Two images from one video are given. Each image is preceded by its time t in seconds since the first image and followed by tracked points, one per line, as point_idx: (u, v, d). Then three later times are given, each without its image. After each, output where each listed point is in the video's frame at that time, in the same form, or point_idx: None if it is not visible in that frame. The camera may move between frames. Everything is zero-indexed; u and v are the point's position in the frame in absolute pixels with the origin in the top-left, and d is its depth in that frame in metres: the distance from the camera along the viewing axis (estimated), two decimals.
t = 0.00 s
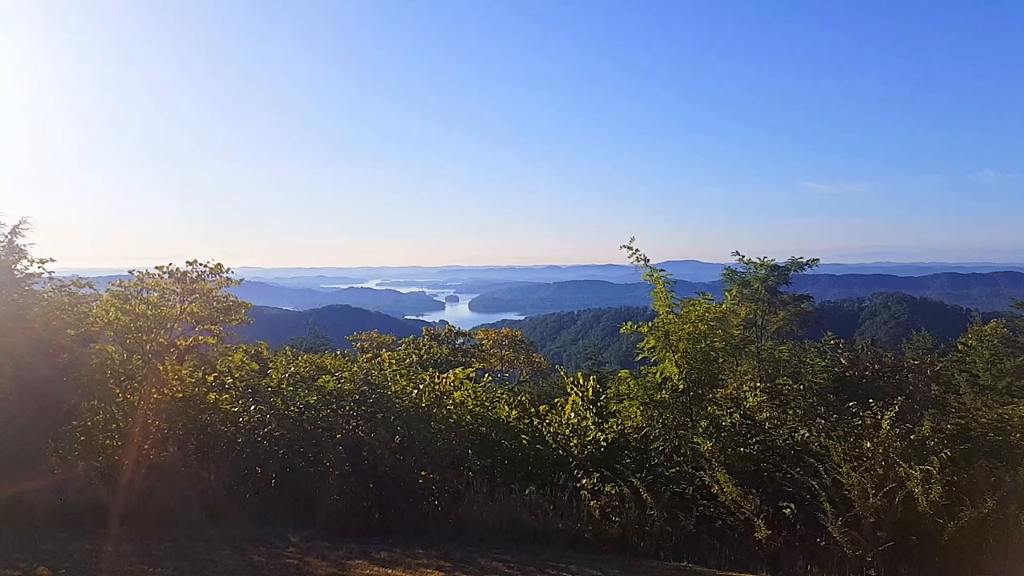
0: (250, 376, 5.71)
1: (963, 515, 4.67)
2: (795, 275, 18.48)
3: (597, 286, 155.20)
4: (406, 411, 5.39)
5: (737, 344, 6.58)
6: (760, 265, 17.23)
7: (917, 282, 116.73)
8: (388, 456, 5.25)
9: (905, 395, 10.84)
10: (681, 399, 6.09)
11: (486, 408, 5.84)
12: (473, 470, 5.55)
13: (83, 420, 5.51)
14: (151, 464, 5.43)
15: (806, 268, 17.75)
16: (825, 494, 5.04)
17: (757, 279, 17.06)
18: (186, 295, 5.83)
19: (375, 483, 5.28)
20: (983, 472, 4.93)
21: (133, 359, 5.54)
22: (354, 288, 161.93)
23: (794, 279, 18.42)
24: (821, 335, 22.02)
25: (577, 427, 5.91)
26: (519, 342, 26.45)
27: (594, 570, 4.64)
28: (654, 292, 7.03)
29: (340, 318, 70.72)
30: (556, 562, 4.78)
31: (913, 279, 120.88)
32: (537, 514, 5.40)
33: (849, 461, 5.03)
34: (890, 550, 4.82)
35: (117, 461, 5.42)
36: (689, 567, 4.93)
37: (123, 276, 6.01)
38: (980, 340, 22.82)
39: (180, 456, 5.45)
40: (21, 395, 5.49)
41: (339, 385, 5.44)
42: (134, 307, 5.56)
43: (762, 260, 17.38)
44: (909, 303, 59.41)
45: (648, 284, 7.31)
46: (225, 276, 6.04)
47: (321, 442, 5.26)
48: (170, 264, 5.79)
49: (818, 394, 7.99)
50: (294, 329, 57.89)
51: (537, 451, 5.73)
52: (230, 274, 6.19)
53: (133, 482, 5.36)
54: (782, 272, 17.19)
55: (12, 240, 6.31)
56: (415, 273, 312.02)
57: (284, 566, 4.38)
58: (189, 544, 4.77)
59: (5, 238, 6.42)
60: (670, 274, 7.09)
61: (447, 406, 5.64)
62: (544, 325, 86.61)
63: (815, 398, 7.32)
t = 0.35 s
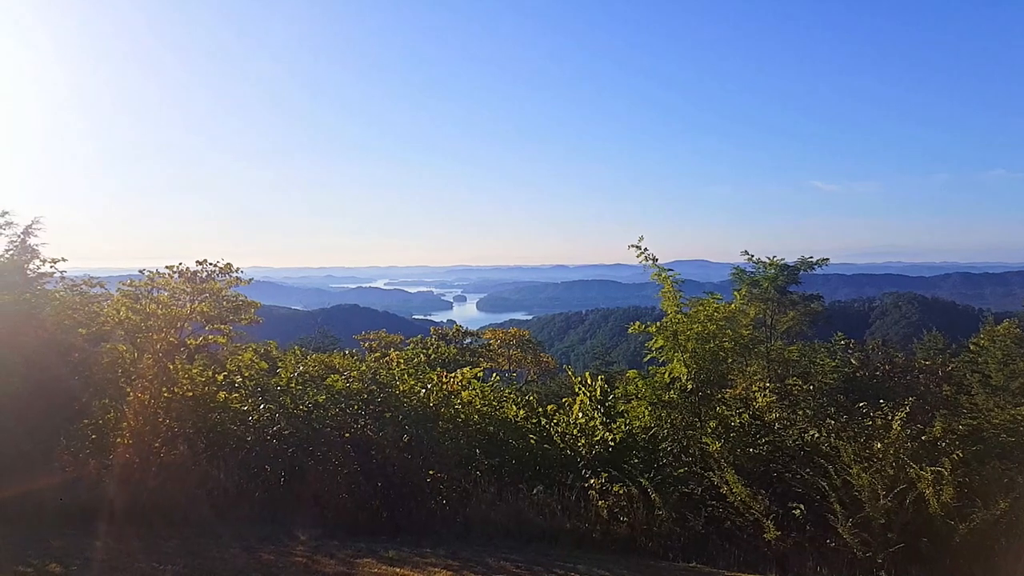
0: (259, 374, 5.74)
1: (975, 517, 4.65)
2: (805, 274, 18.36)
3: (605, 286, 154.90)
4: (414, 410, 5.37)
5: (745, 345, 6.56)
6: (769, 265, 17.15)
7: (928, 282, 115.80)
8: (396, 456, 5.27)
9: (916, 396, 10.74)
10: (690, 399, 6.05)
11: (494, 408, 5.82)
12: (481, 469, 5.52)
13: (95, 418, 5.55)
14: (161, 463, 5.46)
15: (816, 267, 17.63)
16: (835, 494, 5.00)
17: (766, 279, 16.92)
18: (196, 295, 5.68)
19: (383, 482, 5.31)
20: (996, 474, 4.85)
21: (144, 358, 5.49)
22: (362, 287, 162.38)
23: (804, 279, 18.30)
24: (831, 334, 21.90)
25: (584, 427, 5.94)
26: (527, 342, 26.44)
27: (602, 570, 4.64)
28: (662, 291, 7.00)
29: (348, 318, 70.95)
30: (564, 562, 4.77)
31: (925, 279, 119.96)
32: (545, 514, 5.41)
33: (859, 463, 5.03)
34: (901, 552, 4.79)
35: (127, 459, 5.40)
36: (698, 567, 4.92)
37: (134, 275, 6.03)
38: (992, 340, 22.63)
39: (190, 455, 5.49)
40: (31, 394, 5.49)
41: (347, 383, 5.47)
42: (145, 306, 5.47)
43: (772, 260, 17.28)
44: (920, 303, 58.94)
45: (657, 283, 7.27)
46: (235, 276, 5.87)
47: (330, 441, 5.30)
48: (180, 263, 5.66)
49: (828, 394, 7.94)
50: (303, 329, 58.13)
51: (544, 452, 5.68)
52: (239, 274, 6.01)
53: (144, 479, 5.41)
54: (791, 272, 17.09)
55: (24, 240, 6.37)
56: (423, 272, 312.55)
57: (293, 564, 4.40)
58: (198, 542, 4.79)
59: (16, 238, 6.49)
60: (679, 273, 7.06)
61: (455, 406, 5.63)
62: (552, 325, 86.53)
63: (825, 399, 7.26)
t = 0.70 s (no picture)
0: (269, 373, 5.81)
1: (988, 518, 4.59)
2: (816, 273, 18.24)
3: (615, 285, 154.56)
4: (423, 410, 5.41)
5: (756, 343, 6.53)
6: (780, 264, 17.08)
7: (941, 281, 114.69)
8: (405, 455, 5.29)
9: (929, 396, 10.65)
10: (699, 398, 6.03)
11: (503, 407, 5.86)
12: (490, 468, 5.53)
13: (107, 417, 5.59)
14: (172, 461, 5.49)
15: (827, 266, 17.52)
16: (846, 495, 4.97)
17: (777, 278, 16.86)
18: (207, 294, 6.03)
19: (393, 480, 5.32)
20: (1009, 474, 4.80)
21: (156, 357, 5.61)
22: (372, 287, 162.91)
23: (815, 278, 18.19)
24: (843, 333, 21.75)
25: (593, 426, 5.93)
26: (536, 341, 26.43)
27: (611, 570, 4.63)
28: (671, 290, 7.01)
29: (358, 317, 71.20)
30: (574, 561, 4.76)
31: (938, 278, 118.84)
32: (554, 513, 5.36)
33: (871, 463, 5.00)
34: (912, 553, 4.74)
35: (140, 457, 5.48)
36: (707, 567, 4.89)
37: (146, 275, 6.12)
38: (1006, 340, 22.39)
39: (201, 453, 5.49)
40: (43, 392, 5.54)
41: (357, 382, 5.49)
42: (156, 305, 5.64)
43: (782, 259, 17.20)
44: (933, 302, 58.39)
45: (666, 283, 7.29)
46: (245, 276, 6.36)
47: (339, 440, 5.33)
48: (191, 264, 6.02)
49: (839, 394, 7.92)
50: (314, 328, 58.40)
51: (553, 450, 5.72)
52: (247, 275, 6.57)
53: (156, 478, 5.46)
54: (802, 271, 17.01)
55: (37, 239, 6.41)
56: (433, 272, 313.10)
57: (303, 563, 4.42)
58: (209, 540, 4.82)
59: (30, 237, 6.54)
60: (687, 271, 7.09)
61: (464, 404, 5.65)
62: (562, 324, 86.44)
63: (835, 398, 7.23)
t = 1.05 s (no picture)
0: (282, 372, 5.75)
1: (1004, 519, 4.52)
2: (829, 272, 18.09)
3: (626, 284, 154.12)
4: (434, 408, 5.41)
5: (768, 343, 6.55)
6: (792, 263, 16.96)
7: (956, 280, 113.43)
8: (416, 453, 5.30)
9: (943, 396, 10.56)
10: (712, 398, 5.98)
11: (514, 406, 5.80)
12: (500, 467, 5.52)
13: (120, 414, 5.62)
14: (185, 459, 5.53)
15: (840, 265, 17.38)
16: (859, 495, 4.91)
17: (789, 276, 16.75)
18: (219, 293, 6.13)
19: (404, 479, 5.34)
20: None
21: (169, 355, 5.64)
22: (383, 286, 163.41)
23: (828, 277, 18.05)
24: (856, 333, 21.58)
25: (604, 426, 5.90)
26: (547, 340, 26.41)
27: (622, 570, 4.60)
28: (682, 289, 6.98)
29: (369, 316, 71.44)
30: (584, 561, 4.76)
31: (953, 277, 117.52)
32: (564, 513, 5.35)
33: (884, 464, 4.94)
34: (926, 554, 4.69)
35: (153, 455, 5.54)
36: (719, 567, 4.88)
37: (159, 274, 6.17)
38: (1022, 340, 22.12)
39: (213, 451, 5.51)
40: (60, 390, 5.61)
41: (368, 381, 5.47)
42: (170, 304, 5.68)
43: (795, 258, 17.08)
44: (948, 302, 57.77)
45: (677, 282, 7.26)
46: (256, 274, 6.59)
47: (350, 438, 5.36)
48: (204, 264, 6.19)
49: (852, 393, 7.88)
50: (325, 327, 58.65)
51: (563, 450, 5.67)
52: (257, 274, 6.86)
53: (169, 475, 5.51)
54: (814, 270, 16.88)
55: (51, 238, 6.49)
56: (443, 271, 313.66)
57: (314, 560, 4.44)
58: (221, 537, 4.85)
59: (44, 236, 6.61)
60: (698, 270, 7.07)
61: (475, 404, 5.62)
62: (572, 323, 86.27)
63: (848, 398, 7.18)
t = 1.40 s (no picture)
0: (294, 372, 5.78)
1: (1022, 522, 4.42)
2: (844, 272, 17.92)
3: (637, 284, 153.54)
4: (445, 408, 5.39)
5: (782, 344, 6.52)
6: (806, 263, 16.82)
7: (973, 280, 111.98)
8: (427, 452, 5.28)
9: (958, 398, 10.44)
10: (725, 399, 5.92)
11: (525, 406, 5.78)
12: (511, 468, 5.49)
13: (134, 413, 5.65)
14: (198, 458, 5.58)
15: (855, 265, 17.21)
16: (874, 497, 4.83)
17: (803, 276, 16.61)
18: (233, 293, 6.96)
19: (415, 478, 5.34)
20: None
21: (182, 354, 5.81)
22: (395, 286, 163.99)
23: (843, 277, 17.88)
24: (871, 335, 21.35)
25: (616, 426, 5.86)
26: (559, 340, 26.38)
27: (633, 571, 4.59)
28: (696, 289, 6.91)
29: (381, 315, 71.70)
30: (596, 562, 4.74)
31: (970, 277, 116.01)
32: (576, 513, 5.36)
33: (899, 466, 4.86)
34: (941, 558, 4.62)
35: (166, 453, 5.60)
36: (731, 569, 4.86)
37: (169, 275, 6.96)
38: None
39: (225, 450, 5.55)
40: (77, 390, 5.46)
41: (380, 381, 5.47)
42: (184, 304, 6.01)
43: (809, 258, 16.93)
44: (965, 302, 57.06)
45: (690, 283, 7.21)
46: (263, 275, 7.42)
47: (361, 437, 5.36)
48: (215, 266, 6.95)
49: (867, 394, 7.80)
50: (337, 327, 58.93)
51: (575, 451, 5.63)
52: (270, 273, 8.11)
53: (182, 474, 5.57)
54: (829, 270, 16.74)
55: (66, 237, 6.55)
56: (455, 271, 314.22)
57: (326, 559, 4.45)
58: (233, 536, 4.87)
59: (59, 236, 6.66)
60: (711, 271, 7.03)
61: (486, 404, 5.61)
62: (584, 323, 86.11)
63: (863, 399, 7.08)
